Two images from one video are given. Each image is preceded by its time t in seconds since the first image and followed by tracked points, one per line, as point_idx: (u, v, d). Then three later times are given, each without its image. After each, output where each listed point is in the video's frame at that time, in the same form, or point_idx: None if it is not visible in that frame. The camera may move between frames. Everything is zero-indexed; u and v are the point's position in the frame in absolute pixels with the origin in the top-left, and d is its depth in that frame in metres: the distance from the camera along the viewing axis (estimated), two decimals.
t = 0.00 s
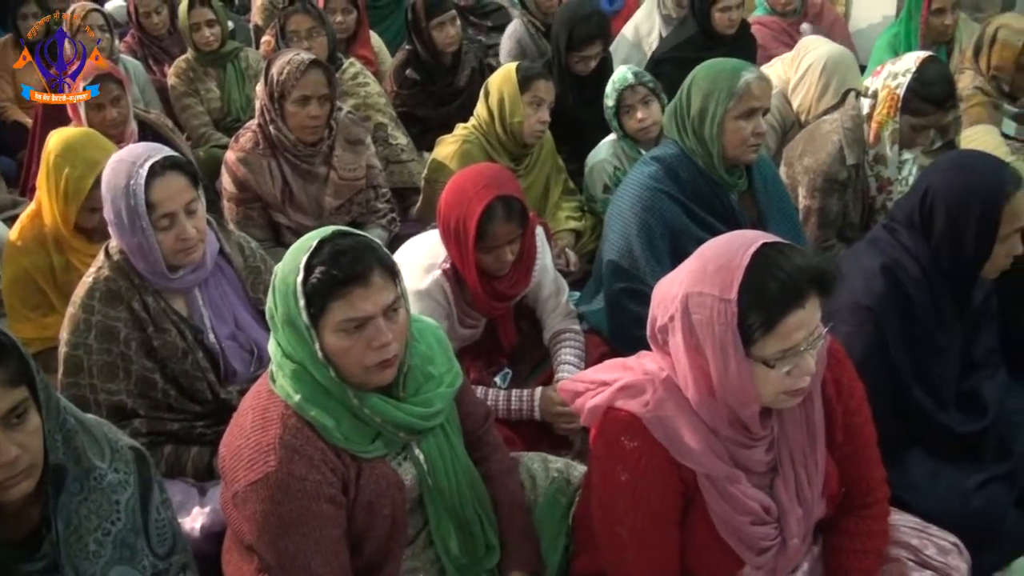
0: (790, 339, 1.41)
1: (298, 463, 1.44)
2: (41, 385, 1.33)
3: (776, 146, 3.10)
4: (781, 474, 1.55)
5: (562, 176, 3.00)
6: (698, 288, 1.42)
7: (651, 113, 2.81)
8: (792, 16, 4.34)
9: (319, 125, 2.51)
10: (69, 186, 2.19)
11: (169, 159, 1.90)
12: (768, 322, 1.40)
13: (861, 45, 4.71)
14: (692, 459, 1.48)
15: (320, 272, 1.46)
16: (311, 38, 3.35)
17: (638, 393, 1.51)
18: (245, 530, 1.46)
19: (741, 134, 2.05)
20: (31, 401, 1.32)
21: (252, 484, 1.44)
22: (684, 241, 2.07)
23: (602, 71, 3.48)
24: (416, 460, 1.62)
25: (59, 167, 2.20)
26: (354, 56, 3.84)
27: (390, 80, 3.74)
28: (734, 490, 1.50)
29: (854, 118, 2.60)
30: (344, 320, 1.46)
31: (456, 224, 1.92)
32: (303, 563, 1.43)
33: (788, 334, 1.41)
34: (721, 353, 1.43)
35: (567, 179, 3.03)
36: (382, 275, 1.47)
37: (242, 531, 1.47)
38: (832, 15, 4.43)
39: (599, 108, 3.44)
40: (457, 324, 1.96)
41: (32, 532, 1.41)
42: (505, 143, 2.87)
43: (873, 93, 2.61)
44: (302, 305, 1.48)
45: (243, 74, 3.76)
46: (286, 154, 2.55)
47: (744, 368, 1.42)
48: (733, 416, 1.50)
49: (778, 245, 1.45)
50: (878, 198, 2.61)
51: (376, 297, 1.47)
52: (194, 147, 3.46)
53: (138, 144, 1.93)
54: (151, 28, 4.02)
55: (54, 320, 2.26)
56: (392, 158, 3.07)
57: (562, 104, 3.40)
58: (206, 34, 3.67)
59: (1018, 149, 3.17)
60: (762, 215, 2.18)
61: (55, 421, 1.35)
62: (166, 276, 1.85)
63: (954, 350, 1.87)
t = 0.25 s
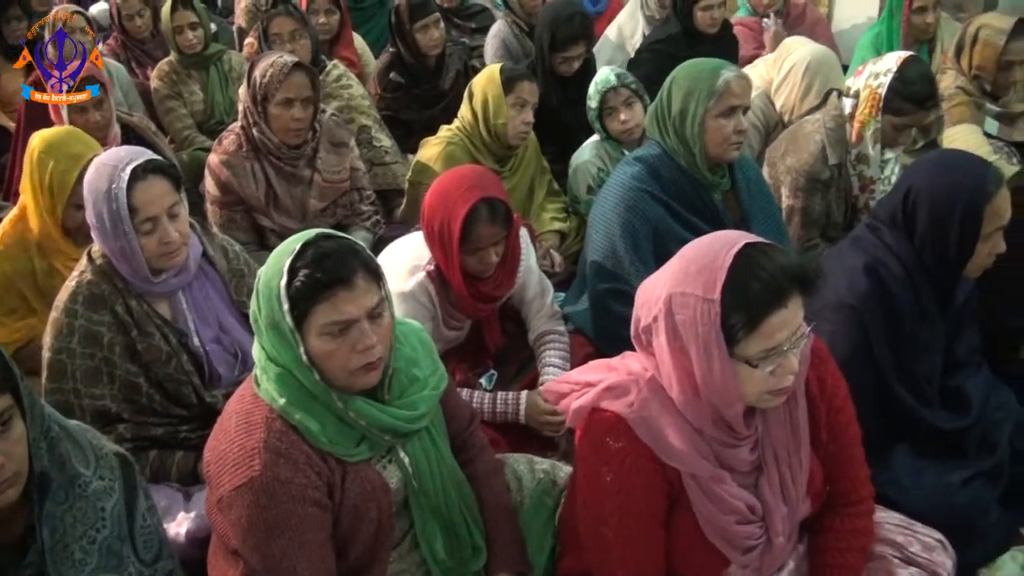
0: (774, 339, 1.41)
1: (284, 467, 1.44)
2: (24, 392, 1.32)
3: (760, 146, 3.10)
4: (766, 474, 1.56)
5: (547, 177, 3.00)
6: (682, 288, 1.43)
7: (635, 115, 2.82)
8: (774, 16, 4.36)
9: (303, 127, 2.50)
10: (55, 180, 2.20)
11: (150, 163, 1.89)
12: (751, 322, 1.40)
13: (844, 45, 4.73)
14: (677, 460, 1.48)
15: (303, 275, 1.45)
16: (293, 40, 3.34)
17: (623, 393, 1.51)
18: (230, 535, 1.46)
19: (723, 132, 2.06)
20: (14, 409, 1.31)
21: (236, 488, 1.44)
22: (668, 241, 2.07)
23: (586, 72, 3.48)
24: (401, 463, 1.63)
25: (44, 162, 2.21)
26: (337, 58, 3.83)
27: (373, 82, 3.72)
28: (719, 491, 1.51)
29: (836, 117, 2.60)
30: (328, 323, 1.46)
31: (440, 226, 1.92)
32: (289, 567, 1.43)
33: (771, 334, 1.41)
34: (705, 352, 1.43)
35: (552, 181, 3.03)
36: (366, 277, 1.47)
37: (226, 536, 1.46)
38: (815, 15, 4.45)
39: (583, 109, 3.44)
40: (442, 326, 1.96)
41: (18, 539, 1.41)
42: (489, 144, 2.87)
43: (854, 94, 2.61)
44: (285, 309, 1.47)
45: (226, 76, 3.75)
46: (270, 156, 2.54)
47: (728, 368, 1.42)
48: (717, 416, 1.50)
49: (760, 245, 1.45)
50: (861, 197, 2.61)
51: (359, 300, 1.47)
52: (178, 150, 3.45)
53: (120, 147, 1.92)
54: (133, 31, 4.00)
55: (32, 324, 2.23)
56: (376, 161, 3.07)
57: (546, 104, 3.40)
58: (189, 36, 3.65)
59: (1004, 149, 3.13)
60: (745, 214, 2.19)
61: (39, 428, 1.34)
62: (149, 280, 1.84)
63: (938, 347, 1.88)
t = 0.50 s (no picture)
0: (756, 339, 1.42)
1: (267, 472, 1.43)
2: (9, 401, 1.28)
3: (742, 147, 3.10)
4: (749, 474, 1.56)
5: (531, 178, 2.99)
6: (664, 290, 1.43)
7: (616, 116, 2.83)
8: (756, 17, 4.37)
9: (285, 130, 2.49)
10: (38, 172, 2.24)
11: (130, 168, 1.86)
12: (734, 322, 1.41)
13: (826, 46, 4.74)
14: (660, 460, 1.49)
15: (286, 279, 1.45)
16: (277, 44, 3.32)
17: (606, 395, 1.52)
18: (214, 541, 1.45)
19: (704, 133, 2.06)
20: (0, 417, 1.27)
21: (220, 494, 1.43)
22: (650, 241, 2.08)
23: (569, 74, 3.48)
24: (384, 467, 1.62)
25: (27, 155, 2.25)
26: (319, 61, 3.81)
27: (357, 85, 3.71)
28: (702, 490, 1.51)
29: (818, 118, 2.60)
30: (310, 327, 1.46)
31: (422, 229, 1.91)
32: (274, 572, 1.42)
33: (753, 334, 1.42)
34: (688, 354, 1.44)
35: (534, 182, 3.02)
36: (348, 281, 1.47)
37: (211, 541, 1.46)
38: (796, 16, 4.47)
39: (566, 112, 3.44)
40: (425, 329, 1.95)
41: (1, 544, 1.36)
42: (471, 146, 2.87)
43: (835, 94, 2.61)
44: (268, 312, 1.47)
45: (208, 79, 3.72)
46: (252, 160, 2.53)
47: (710, 369, 1.43)
48: (701, 416, 1.51)
49: (742, 246, 1.46)
50: (844, 197, 2.61)
51: (343, 303, 1.47)
52: (160, 154, 3.43)
53: (100, 152, 1.89)
54: (115, 35, 3.98)
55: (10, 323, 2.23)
56: (359, 164, 3.06)
57: (529, 106, 3.40)
58: (171, 39, 3.64)
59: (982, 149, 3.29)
60: (727, 214, 2.20)
61: (24, 437, 1.31)
62: (130, 285, 1.82)
63: (920, 345, 1.90)
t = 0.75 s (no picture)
0: (733, 339, 1.41)
1: (245, 479, 1.43)
2: None
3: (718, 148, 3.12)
4: (728, 474, 1.57)
5: (508, 181, 3.00)
6: (640, 291, 1.42)
7: (597, 118, 2.84)
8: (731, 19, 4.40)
9: (261, 134, 2.48)
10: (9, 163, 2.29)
11: (101, 174, 1.81)
12: (710, 323, 1.40)
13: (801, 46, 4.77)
14: (639, 462, 1.50)
15: (261, 285, 1.44)
16: (254, 50, 3.32)
17: (584, 397, 1.52)
18: (193, 549, 1.44)
19: (681, 136, 2.07)
20: None
21: (198, 502, 1.43)
22: (628, 244, 2.08)
23: (545, 76, 3.49)
24: (363, 472, 1.60)
25: None
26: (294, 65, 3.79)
27: (333, 89, 3.69)
28: (680, 491, 1.52)
29: (792, 119, 2.61)
30: (287, 333, 1.45)
31: (400, 232, 1.90)
32: None
33: (729, 334, 1.41)
34: (665, 355, 1.44)
35: (512, 184, 3.02)
36: (325, 286, 1.46)
37: (190, 551, 1.45)
38: (771, 17, 4.50)
39: (542, 114, 3.45)
40: (404, 333, 1.95)
41: None
42: (448, 149, 2.86)
43: (810, 93, 2.60)
44: (244, 318, 1.46)
45: (184, 85, 3.69)
46: (228, 164, 2.51)
47: (687, 369, 1.43)
48: (678, 417, 1.51)
49: (717, 247, 1.45)
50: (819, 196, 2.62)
51: (319, 308, 1.46)
52: (136, 160, 3.41)
53: (70, 159, 1.84)
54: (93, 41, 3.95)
55: None
56: (336, 168, 3.05)
57: (506, 109, 3.40)
58: (145, 45, 3.60)
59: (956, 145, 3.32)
60: (704, 216, 2.21)
61: None
62: (105, 293, 1.80)
63: (897, 343, 1.90)
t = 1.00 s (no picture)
0: (712, 341, 1.42)
1: (225, 486, 1.42)
2: None
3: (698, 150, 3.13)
4: (708, 475, 1.58)
5: (488, 184, 2.99)
6: (619, 294, 1.43)
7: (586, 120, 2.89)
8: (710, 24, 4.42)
9: (240, 139, 2.47)
10: None
11: (78, 181, 1.79)
12: (689, 324, 1.41)
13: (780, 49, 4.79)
14: (620, 464, 1.50)
15: (240, 290, 1.43)
16: (231, 55, 3.29)
17: (565, 401, 1.52)
18: (174, 557, 1.44)
19: (659, 138, 2.07)
20: None
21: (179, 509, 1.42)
22: (608, 247, 2.09)
23: (525, 79, 3.48)
24: (346, 478, 1.60)
25: None
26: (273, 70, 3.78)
27: (314, 94, 3.69)
28: (661, 492, 1.53)
29: (770, 121, 2.63)
30: (267, 339, 1.44)
31: (381, 237, 1.90)
32: None
33: (709, 336, 1.42)
34: (645, 356, 1.44)
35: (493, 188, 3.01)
36: (305, 291, 1.45)
37: (171, 559, 1.45)
38: (750, 21, 4.53)
39: (522, 118, 3.45)
40: (386, 338, 1.96)
41: None
42: (428, 153, 2.85)
43: (787, 96, 2.61)
44: (223, 324, 1.45)
45: (162, 90, 3.65)
46: (206, 170, 2.49)
47: (667, 371, 1.43)
48: (658, 419, 1.52)
49: (696, 249, 1.46)
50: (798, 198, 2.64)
51: (299, 313, 1.45)
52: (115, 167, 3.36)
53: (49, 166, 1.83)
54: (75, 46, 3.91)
55: None
56: (315, 172, 3.03)
57: (485, 113, 3.40)
58: (124, 51, 3.60)
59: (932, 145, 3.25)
60: (683, 219, 2.22)
61: None
62: (84, 300, 1.78)
63: (876, 342, 1.91)
